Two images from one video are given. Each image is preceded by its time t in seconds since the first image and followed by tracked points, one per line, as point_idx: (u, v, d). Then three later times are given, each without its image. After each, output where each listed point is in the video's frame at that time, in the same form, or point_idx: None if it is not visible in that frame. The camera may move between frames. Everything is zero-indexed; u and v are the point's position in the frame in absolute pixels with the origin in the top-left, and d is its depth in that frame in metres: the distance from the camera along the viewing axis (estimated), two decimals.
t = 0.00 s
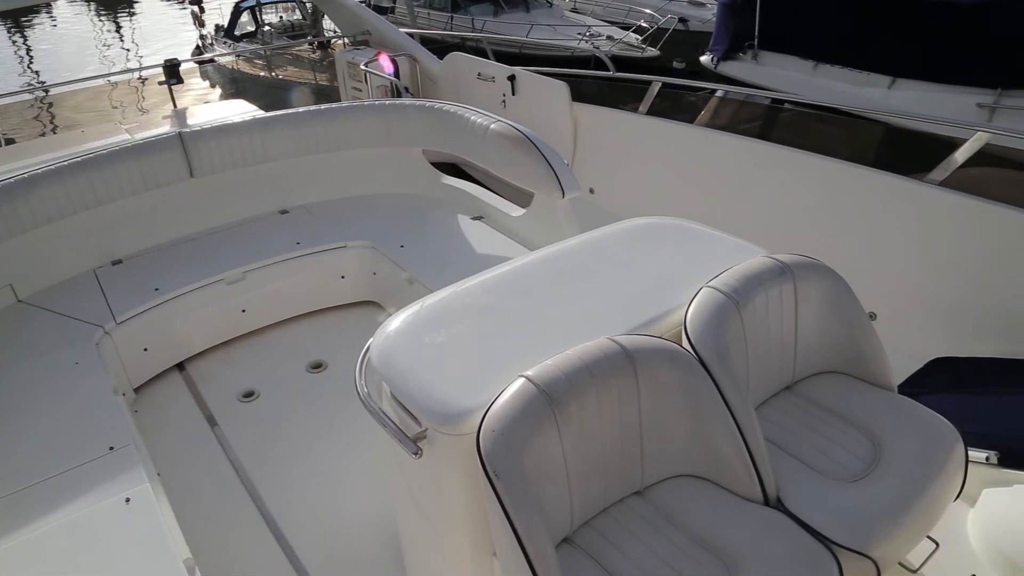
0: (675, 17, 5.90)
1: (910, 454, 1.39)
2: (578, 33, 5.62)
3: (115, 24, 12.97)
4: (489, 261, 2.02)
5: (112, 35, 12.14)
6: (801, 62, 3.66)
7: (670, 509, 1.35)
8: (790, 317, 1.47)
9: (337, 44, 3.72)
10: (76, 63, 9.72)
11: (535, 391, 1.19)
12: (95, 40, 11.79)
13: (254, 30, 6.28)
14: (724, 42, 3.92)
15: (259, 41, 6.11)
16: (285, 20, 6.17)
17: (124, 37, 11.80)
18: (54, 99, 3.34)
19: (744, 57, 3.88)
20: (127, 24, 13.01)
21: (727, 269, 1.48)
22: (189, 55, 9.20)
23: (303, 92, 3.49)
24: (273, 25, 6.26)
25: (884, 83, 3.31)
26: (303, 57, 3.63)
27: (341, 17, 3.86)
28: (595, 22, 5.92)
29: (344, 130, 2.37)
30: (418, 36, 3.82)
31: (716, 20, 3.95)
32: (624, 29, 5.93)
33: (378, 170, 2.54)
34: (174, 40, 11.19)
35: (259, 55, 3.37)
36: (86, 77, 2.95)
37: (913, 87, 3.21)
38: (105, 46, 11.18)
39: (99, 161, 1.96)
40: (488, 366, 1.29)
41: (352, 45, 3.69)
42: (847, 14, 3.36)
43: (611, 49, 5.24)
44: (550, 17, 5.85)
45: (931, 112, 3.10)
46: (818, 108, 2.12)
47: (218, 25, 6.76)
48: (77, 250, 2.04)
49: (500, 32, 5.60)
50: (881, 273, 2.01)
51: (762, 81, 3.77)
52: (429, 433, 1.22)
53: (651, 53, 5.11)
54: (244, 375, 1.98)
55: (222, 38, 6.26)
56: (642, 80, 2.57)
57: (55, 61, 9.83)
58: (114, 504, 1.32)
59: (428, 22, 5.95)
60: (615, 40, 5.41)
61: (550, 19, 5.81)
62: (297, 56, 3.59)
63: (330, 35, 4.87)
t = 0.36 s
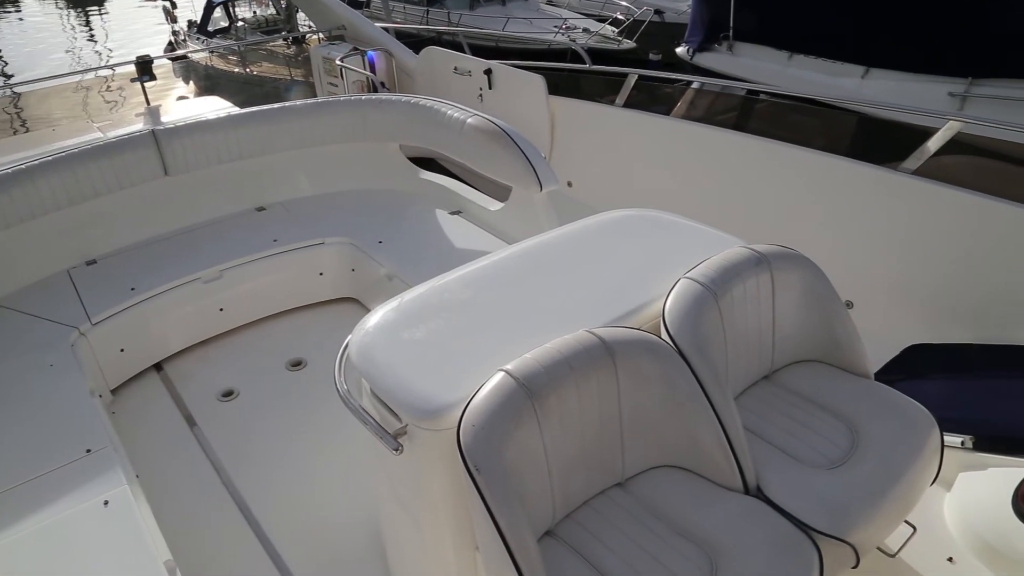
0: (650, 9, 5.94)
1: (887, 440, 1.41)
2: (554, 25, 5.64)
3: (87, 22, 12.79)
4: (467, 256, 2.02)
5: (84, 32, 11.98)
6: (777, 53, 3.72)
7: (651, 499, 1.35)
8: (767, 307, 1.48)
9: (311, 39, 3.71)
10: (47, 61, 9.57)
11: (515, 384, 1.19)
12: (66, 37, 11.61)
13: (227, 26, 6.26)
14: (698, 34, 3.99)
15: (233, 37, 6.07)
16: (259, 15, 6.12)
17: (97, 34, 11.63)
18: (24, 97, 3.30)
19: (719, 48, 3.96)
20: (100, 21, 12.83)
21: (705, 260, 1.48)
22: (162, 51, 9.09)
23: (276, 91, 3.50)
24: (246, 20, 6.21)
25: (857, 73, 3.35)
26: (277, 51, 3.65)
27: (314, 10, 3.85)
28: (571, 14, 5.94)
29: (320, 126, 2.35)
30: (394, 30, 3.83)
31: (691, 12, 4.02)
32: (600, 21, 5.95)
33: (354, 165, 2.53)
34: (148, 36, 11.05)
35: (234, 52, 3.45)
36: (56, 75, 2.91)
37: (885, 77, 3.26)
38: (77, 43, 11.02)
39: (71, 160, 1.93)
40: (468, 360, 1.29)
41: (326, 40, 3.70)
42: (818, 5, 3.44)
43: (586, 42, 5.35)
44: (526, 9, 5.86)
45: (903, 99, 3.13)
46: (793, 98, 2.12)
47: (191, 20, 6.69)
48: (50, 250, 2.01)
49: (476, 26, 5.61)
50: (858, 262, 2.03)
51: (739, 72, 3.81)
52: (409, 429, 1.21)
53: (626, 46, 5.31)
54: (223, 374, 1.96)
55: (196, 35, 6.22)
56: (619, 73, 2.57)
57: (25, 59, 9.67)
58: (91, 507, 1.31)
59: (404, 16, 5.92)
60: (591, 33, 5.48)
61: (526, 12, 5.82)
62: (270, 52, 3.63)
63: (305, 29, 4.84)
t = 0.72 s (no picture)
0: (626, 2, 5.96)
1: (864, 428, 1.43)
2: (530, 20, 5.65)
3: (59, 21, 12.58)
4: (445, 252, 2.01)
5: (56, 31, 11.78)
6: (751, 45, 3.70)
7: (633, 491, 1.36)
8: (745, 298, 1.49)
9: (286, 36, 3.70)
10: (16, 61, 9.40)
11: (494, 379, 1.18)
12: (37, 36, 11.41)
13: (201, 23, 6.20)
14: (673, 27, 3.98)
15: (207, 35, 6.00)
16: (232, 12, 6.06)
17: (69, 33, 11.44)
18: None
19: (694, 41, 3.93)
20: (73, 19, 12.63)
21: (683, 253, 1.49)
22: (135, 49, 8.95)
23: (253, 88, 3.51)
24: (219, 17, 6.14)
25: (832, 64, 3.34)
26: (252, 50, 3.59)
27: (294, 9, 3.88)
28: (547, 8, 5.95)
29: (296, 123, 2.33)
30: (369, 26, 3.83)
31: (666, 6, 4.01)
32: (576, 15, 5.97)
33: (331, 162, 2.51)
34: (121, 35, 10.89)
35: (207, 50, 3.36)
36: (25, 75, 2.86)
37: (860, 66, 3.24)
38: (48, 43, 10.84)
39: (41, 161, 1.90)
40: (448, 357, 1.29)
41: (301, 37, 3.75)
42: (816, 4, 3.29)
43: (563, 35, 5.38)
44: (502, 4, 5.86)
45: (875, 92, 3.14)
46: (768, 91, 2.12)
47: (162, 17, 6.59)
48: (22, 253, 1.97)
49: (453, 22, 5.60)
50: (834, 252, 2.04)
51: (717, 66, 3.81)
52: (390, 427, 1.20)
53: (604, 38, 5.33)
54: (202, 375, 1.94)
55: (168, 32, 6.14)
56: (595, 67, 2.57)
57: None
58: (68, 513, 1.29)
59: (380, 12, 5.89)
60: (567, 27, 5.50)
61: (502, 6, 5.82)
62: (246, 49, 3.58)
63: (280, 26, 4.80)
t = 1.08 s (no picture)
0: None
1: (844, 415, 1.44)
2: (508, 12, 5.64)
3: (31, 18, 12.37)
4: (424, 246, 2.01)
5: (29, 28, 11.59)
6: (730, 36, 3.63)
7: (615, 482, 1.36)
8: (725, 288, 1.50)
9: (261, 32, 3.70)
10: None
11: (475, 373, 1.18)
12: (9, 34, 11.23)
13: (174, 19, 6.13)
14: (650, 18, 3.93)
15: (181, 30, 5.93)
16: (206, 7, 5.99)
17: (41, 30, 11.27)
18: None
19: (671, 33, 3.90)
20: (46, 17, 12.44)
21: (662, 244, 1.49)
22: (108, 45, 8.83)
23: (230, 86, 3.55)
24: (193, 12, 6.07)
25: (808, 54, 3.30)
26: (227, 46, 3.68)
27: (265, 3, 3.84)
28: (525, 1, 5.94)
29: (272, 119, 2.31)
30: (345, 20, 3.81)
31: None
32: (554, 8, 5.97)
33: (309, 158, 2.49)
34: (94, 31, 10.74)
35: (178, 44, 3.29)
36: None
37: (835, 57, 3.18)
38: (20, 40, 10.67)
39: (14, 160, 1.87)
40: (429, 352, 1.28)
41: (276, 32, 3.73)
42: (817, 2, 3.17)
43: (540, 28, 5.21)
44: None
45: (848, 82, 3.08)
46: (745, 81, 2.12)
47: (135, 13, 6.51)
48: None
49: (430, 15, 5.59)
50: (813, 242, 2.06)
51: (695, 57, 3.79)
52: (371, 423, 1.20)
53: (581, 31, 5.20)
54: (182, 374, 1.93)
55: (141, 29, 6.06)
56: (573, 60, 2.57)
57: None
58: (48, 516, 1.27)
59: (356, 6, 5.86)
60: (544, 19, 5.39)
61: None
62: (220, 45, 3.68)
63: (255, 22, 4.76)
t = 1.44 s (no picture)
0: None
1: (824, 400, 1.45)
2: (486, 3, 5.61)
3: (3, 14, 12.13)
4: (405, 239, 2.00)
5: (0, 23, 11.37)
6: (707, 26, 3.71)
7: (598, 471, 1.37)
8: (705, 276, 1.50)
9: (236, 25, 3.67)
10: None
11: (456, 365, 1.18)
12: None
13: (147, 13, 6.03)
14: (629, 9, 3.94)
15: (154, 24, 5.84)
16: None
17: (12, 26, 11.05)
18: None
19: (650, 23, 3.96)
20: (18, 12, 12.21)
21: (642, 234, 1.49)
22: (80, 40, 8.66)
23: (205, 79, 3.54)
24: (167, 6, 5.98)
25: (785, 43, 3.35)
26: (202, 39, 3.51)
27: None
28: None
29: (249, 113, 2.29)
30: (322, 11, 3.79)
31: None
32: None
33: (288, 152, 2.47)
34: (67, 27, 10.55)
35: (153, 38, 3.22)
36: None
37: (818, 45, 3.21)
38: None
39: None
40: (410, 345, 1.28)
41: (253, 25, 3.70)
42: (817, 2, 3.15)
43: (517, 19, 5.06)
44: None
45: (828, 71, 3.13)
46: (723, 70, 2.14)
47: (107, 7, 6.40)
48: None
49: (408, 7, 5.55)
50: (792, 229, 2.07)
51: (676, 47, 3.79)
52: (353, 417, 1.19)
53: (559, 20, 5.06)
54: (162, 372, 1.91)
55: (114, 23, 5.96)
56: (551, 50, 2.56)
57: None
58: (29, 519, 1.25)
59: None
60: (523, 10, 5.21)
61: None
62: (195, 38, 3.48)
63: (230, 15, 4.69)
